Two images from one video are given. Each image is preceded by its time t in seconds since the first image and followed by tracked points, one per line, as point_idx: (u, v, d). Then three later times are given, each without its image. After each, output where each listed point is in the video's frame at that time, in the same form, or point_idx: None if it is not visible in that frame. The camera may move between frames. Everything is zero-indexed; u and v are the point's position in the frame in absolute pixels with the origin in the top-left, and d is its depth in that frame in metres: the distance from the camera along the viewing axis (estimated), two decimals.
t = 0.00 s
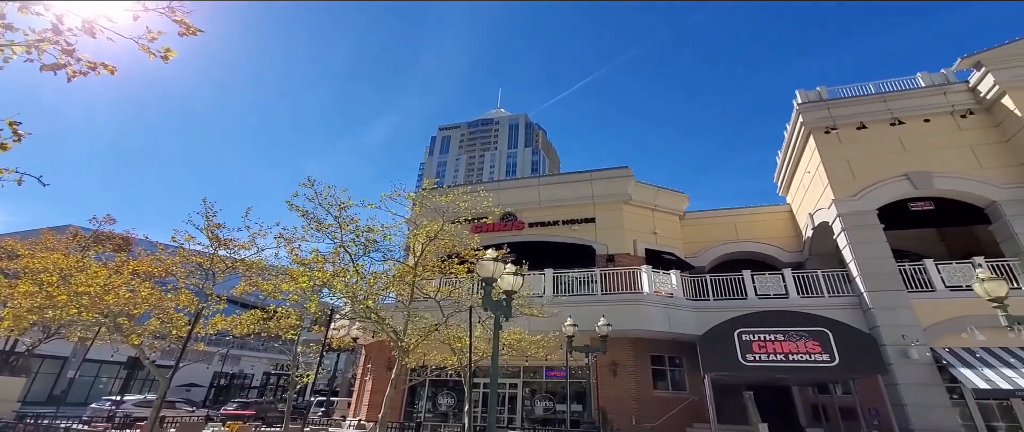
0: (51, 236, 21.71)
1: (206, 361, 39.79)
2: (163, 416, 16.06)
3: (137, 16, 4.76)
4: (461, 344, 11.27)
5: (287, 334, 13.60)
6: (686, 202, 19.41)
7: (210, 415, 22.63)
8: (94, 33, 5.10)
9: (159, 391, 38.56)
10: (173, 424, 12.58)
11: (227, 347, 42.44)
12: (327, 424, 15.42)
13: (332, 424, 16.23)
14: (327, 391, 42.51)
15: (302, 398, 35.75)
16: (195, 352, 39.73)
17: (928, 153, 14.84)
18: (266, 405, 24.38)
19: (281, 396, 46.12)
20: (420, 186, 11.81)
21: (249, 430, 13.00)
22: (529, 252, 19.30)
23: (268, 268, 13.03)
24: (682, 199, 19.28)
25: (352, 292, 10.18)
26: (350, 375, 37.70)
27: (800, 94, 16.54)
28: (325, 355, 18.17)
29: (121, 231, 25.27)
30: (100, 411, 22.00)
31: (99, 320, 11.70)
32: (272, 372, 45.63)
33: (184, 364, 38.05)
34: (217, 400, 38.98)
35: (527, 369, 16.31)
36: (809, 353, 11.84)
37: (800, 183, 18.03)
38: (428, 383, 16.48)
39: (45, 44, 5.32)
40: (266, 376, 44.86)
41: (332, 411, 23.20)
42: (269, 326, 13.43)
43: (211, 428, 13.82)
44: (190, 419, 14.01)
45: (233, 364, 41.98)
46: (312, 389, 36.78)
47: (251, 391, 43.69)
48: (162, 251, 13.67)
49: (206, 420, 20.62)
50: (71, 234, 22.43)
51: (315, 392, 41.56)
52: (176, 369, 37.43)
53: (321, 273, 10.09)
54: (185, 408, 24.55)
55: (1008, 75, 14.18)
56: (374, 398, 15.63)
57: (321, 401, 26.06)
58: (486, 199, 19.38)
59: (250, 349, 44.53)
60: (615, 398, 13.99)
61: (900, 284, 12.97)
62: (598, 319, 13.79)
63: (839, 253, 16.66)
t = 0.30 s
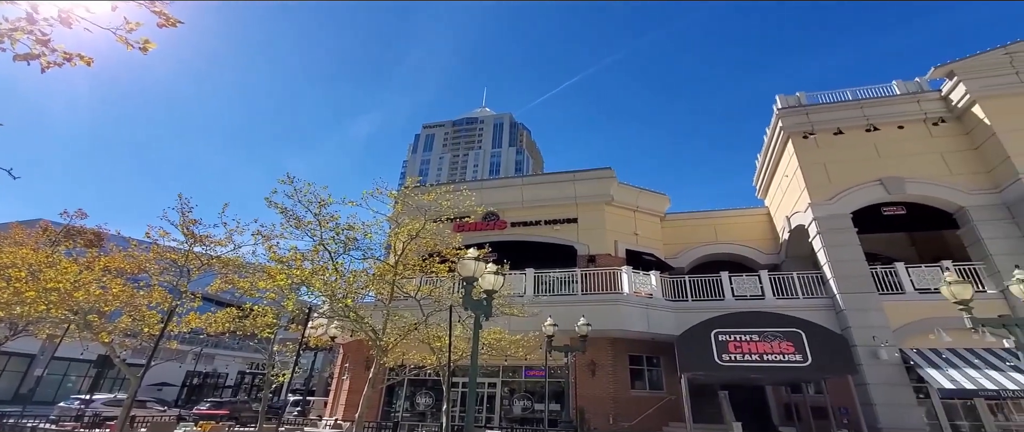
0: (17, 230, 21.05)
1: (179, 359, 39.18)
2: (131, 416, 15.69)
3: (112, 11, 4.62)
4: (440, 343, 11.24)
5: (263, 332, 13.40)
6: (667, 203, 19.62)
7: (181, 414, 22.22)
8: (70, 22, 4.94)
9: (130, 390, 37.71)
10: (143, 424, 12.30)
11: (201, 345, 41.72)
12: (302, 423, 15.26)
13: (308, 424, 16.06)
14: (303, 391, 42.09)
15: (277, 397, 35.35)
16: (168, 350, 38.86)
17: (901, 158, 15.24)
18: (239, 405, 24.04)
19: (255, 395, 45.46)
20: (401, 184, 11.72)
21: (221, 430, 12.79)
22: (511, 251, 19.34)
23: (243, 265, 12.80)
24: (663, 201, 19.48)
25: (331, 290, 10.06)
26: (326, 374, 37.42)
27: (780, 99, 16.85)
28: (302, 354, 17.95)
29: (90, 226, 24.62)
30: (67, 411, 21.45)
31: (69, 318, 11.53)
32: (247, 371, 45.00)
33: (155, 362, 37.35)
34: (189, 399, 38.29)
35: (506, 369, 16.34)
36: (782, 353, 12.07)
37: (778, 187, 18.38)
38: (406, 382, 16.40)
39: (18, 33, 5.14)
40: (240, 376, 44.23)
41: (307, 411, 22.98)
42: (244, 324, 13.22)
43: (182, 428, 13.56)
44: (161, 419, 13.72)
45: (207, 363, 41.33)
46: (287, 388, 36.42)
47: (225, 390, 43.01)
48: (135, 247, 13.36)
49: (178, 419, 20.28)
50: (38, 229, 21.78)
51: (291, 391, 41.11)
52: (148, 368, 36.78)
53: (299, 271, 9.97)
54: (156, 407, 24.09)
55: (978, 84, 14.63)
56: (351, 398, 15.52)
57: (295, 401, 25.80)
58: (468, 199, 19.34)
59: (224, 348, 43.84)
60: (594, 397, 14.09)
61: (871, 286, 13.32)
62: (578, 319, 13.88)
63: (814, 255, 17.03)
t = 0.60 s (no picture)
0: None
1: (161, 359, 38.69)
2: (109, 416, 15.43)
3: (97, 6, 4.53)
4: (426, 343, 11.21)
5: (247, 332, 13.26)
6: (655, 205, 19.74)
7: (161, 415, 21.93)
8: (54, 17, 4.84)
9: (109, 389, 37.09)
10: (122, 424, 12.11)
11: (183, 344, 41.17)
12: (285, 424, 15.14)
13: (291, 424, 15.95)
14: (287, 391, 41.75)
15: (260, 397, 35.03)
16: (149, 350, 38.26)
17: (884, 163, 15.50)
18: (221, 405, 23.79)
19: (238, 395, 44.98)
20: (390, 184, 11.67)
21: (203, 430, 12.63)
22: (499, 252, 19.35)
23: (227, 264, 12.66)
24: (651, 203, 19.60)
25: (316, 290, 9.96)
26: (310, 374, 37.13)
27: (767, 103, 17.05)
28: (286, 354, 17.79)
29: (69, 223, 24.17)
30: (43, 410, 21.06)
31: (48, 316, 11.34)
32: (230, 370, 44.50)
33: (135, 362, 36.86)
34: (170, 399, 37.78)
35: (492, 369, 16.35)
36: (765, 354, 12.20)
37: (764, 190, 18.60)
38: (391, 382, 16.35)
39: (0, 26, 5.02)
40: (223, 375, 43.71)
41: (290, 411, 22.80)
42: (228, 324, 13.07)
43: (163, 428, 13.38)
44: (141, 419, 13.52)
45: (189, 362, 40.81)
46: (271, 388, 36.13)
47: (207, 390, 42.50)
48: (117, 245, 13.15)
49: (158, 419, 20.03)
50: (15, 225, 21.34)
51: (274, 391, 40.73)
52: (128, 367, 36.27)
53: (285, 270, 9.88)
54: (136, 407, 23.74)
55: (960, 91, 14.92)
56: (335, 398, 15.43)
57: (278, 401, 25.59)
58: (457, 198, 19.33)
59: (206, 347, 43.32)
60: (579, 397, 14.16)
61: (854, 289, 13.52)
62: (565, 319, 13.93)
63: (798, 258, 17.26)
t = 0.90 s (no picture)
0: None
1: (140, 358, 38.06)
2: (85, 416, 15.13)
3: None
4: (411, 343, 11.16)
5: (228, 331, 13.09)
6: (641, 206, 19.87)
7: (138, 414, 21.58)
8: (35, 10, 4.73)
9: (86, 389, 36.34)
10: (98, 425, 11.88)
11: (163, 343, 40.55)
12: (267, 424, 14.99)
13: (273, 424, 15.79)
14: (269, 391, 41.30)
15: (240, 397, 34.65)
16: (127, 349, 37.57)
17: (866, 168, 15.76)
18: (202, 405, 23.50)
19: (218, 395, 44.38)
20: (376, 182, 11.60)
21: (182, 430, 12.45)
22: (486, 251, 19.34)
23: (209, 262, 12.46)
24: (637, 204, 19.72)
25: (300, 289, 9.85)
26: (292, 374, 36.84)
27: (753, 107, 17.27)
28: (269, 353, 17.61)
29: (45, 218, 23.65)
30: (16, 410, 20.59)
31: (23, 313, 11.10)
32: (211, 370, 43.91)
33: (113, 361, 36.23)
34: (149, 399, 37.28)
35: (477, 369, 16.33)
36: (747, 355, 12.34)
37: (749, 193, 18.83)
38: (375, 382, 16.26)
39: None
40: (204, 375, 43.12)
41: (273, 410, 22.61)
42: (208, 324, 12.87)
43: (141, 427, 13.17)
44: (119, 419, 13.29)
45: (168, 361, 40.26)
46: (252, 388, 35.75)
47: (187, 390, 41.90)
48: (97, 241, 12.89)
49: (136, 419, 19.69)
50: None
51: (256, 391, 40.29)
52: (106, 366, 35.66)
53: (268, 269, 9.78)
54: (114, 407, 23.34)
55: (941, 98, 15.24)
56: (317, 398, 15.32)
57: (260, 401, 25.32)
58: (444, 198, 19.29)
59: (187, 346, 42.71)
60: (563, 397, 14.20)
61: (834, 291, 13.74)
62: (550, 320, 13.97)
63: (781, 260, 17.51)
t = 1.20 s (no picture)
0: None
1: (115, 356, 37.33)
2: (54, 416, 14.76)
3: None
4: (392, 342, 11.11)
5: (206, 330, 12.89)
6: (626, 208, 20.00)
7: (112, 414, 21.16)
8: None
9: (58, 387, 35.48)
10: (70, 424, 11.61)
11: (139, 341, 39.81)
12: (244, 424, 14.82)
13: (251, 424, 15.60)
14: (247, 390, 40.81)
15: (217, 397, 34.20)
16: (103, 347, 36.77)
17: (846, 172, 16.06)
18: (178, 404, 23.14)
19: (195, 394, 43.70)
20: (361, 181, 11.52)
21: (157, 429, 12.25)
22: (471, 251, 19.32)
23: (188, 258, 12.26)
24: (622, 206, 19.85)
25: (281, 287, 9.74)
26: (271, 373, 36.48)
27: (738, 110, 17.47)
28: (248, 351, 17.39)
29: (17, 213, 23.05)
30: None
31: None
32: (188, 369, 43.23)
33: (86, 359, 35.48)
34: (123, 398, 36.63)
35: (459, 369, 16.31)
36: (726, 355, 12.51)
37: (732, 195, 19.07)
38: (355, 382, 16.15)
39: None
40: (181, 374, 42.43)
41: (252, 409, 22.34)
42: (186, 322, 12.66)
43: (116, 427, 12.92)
44: (92, 418, 13.01)
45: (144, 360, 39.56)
46: (229, 388, 35.30)
47: (163, 389, 41.18)
48: (72, 237, 12.59)
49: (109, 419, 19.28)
50: None
51: (234, 390, 39.78)
52: (80, 364, 34.91)
53: (249, 266, 9.66)
54: (87, 405, 22.85)
55: (920, 105, 15.59)
56: (297, 398, 15.18)
57: (238, 401, 25.01)
58: (429, 197, 19.21)
59: (164, 344, 42.02)
60: (545, 397, 14.26)
61: (813, 293, 13.98)
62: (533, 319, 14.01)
63: (762, 263, 17.77)
